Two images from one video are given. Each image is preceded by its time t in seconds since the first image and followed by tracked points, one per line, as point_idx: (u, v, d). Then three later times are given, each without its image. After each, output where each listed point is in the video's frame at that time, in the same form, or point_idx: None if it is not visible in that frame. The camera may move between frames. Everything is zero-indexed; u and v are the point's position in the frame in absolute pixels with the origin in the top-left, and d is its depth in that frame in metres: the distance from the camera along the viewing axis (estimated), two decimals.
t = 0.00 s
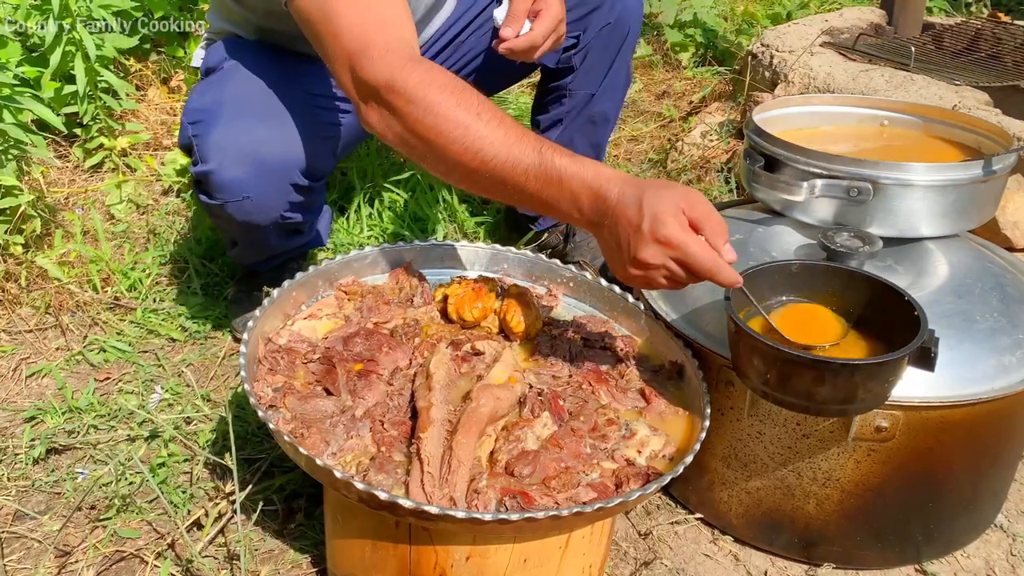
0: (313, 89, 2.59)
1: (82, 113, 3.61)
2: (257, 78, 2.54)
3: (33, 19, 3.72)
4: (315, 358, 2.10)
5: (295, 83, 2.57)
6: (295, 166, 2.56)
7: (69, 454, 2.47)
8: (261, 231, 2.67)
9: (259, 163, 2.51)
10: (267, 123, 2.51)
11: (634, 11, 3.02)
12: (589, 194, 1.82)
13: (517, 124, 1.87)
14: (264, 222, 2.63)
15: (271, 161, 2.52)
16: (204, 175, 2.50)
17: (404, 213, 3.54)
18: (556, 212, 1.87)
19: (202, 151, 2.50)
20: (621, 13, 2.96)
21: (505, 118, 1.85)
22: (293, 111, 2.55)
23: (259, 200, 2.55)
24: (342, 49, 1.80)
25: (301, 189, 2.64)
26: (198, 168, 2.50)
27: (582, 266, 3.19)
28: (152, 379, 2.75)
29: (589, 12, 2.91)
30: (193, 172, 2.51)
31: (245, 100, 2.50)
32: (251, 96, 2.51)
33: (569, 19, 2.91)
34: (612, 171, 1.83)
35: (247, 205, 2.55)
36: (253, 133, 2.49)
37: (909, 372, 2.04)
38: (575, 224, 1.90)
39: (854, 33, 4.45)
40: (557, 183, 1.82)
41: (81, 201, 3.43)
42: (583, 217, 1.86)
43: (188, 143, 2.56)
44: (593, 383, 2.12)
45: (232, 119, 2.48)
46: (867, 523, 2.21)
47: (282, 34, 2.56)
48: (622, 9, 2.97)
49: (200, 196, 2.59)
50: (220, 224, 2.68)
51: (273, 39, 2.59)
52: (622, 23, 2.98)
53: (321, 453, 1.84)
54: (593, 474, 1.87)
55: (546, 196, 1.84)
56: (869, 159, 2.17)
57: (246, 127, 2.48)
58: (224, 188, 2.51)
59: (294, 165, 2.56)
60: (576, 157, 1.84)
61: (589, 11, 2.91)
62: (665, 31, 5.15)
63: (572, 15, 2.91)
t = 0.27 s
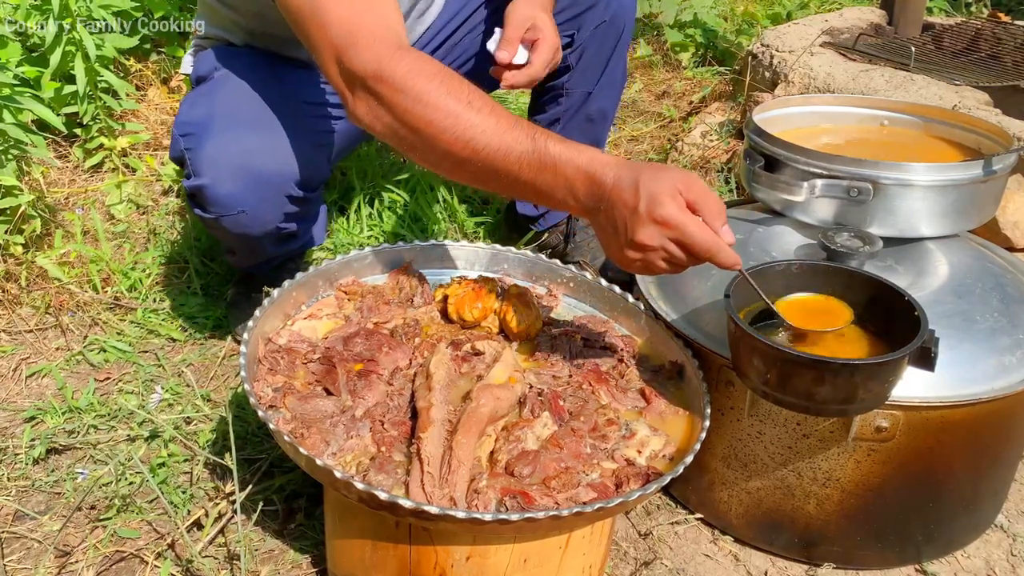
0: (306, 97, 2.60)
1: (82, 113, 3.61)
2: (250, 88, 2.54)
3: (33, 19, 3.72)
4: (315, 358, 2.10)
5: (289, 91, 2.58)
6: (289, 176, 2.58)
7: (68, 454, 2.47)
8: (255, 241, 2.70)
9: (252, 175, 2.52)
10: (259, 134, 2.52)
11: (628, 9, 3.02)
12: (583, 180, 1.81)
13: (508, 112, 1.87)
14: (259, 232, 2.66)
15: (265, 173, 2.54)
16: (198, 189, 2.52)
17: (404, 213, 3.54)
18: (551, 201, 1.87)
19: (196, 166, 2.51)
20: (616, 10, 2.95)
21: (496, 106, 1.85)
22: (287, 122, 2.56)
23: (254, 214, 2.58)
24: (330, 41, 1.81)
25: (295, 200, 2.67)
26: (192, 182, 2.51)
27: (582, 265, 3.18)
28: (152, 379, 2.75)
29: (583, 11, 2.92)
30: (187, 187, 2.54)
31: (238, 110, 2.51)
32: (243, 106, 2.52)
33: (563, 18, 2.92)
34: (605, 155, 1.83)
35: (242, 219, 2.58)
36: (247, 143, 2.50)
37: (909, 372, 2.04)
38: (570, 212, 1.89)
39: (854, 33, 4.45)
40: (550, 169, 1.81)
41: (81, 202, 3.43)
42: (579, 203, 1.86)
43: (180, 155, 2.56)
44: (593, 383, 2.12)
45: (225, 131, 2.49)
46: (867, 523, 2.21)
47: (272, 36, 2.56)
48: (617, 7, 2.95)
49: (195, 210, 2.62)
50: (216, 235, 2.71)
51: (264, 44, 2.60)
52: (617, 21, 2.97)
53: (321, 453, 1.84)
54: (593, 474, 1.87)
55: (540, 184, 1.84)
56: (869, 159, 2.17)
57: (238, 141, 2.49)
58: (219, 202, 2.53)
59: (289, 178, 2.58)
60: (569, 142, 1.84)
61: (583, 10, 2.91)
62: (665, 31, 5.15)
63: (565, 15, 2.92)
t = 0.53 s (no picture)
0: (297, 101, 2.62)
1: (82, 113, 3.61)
2: (243, 94, 2.55)
3: (33, 19, 3.72)
4: (315, 358, 2.10)
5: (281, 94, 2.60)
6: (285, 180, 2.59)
7: (69, 454, 2.47)
8: (253, 247, 2.70)
9: (248, 180, 2.53)
10: (253, 139, 2.53)
11: (621, 8, 3.01)
12: (573, 173, 1.79)
13: (497, 106, 1.87)
14: (257, 238, 2.66)
15: (261, 178, 2.54)
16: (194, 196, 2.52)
17: (404, 213, 3.54)
18: (542, 195, 1.85)
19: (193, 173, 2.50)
20: (608, 8, 2.95)
21: (485, 101, 1.85)
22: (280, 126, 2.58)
23: (252, 219, 2.59)
24: (315, 38, 1.83)
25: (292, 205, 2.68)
26: (190, 190, 2.50)
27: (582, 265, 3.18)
28: (153, 379, 2.75)
29: (575, 10, 2.93)
30: (185, 195, 2.53)
31: (231, 114, 2.52)
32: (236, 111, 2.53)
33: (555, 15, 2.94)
34: (596, 147, 1.80)
35: (240, 225, 2.58)
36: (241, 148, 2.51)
37: (910, 372, 2.04)
38: (563, 206, 1.87)
39: (854, 33, 4.45)
40: (540, 163, 1.80)
41: (82, 202, 3.44)
42: (570, 198, 1.84)
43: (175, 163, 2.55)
44: (594, 383, 2.12)
45: (219, 136, 2.49)
46: (867, 523, 2.21)
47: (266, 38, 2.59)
48: (608, 5, 2.96)
49: (193, 218, 2.61)
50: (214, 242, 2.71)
51: (253, 47, 2.63)
52: (609, 18, 2.97)
53: (322, 453, 1.84)
54: (593, 474, 1.87)
55: (531, 178, 1.82)
56: (869, 159, 2.17)
57: (234, 146, 2.50)
58: (217, 208, 2.53)
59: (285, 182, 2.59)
60: (559, 135, 1.82)
61: (574, 8, 2.93)
62: (665, 31, 5.15)
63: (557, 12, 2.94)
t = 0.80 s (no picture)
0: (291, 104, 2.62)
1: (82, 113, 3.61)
2: (233, 99, 2.56)
3: (33, 19, 3.72)
4: (315, 358, 2.10)
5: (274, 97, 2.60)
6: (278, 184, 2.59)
7: (69, 454, 2.47)
8: (247, 250, 2.71)
9: (240, 183, 2.53)
10: (244, 143, 2.53)
11: (612, 14, 2.98)
12: (565, 170, 1.78)
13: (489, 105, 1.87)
14: (250, 241, 2.66)
15: (253, 182, 2.55)
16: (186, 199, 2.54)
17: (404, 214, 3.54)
18: (535, 194, 1.85)
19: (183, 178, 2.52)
20: (598, 15, 2.93)
21: (477, 100, 1.85)
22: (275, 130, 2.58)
23: (244, 223, 2.59)
24: (306, 38, 1.84)
25: (285, 208, 2.68)
26: (180, 194, 2.52)
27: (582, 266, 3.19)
28: (153, 379, 2.75)
29: (566, 17, 2.92)
30: (175, 200, 2.54)
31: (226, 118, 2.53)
32: (230, 115, 2.54)
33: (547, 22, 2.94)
34: (589, 145, 1.79)
35: (233, 229, 2.59)
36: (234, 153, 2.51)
37: (910, 372, 2.04)
38: (556, 205, 1.86)
39: (854, 33, 4.45)
40: (532, 161, 1.79)
41: (82, 202, 3.44)
42: (564, 196, 1.82)
43: (167, 167, 2.56)
44: (594, 383, 2.12)
45: (211, 140, 2.50)
46: (868, 523, 2.21)
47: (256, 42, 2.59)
48: (599, 12, 2.93)
49: (186, 222, 2.63)
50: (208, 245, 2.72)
51: (246, 51, 2.63)
52: (600, 26, 2.94)
53: (322, 453, 1.84)
54: (593, 474, 1.87)
55: (523, 177, 1.81)
56: (869, 159, 2.17)
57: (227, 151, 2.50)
58: (208, 212, 2.54)
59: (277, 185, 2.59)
60: (553, 133, 1.81)
61: (565, 16, 2.92)
62: (665, 31, 5.15)
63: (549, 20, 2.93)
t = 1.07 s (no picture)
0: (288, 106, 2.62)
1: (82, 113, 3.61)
2: (233, 99, 2.56)
3: (33, 19, 3.72)
4: (315, 358, 2.10)
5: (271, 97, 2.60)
6: (275, 183, 2.60)
7: (69, 454, 2.47)
8: (246, 249, 2.71)
9: (239, 182, 2.54)
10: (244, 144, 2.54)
11: (614, 16, 2.97)
12: (531, 151, 1.76)
13: (455, 92, 1.86)
14: (249, 241, 2.67)
15: (251, 182, 2.56)
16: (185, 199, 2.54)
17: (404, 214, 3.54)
18: (505, 178, 1.83)
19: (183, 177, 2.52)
20: (600, 17, 2.92)
21: (442, 89, 1.85)
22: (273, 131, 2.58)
23: (243, 223, 2.60)
24: (279, 36, 1.87)
25: (284, 207, 2.68)
26: (179, 193, 2.52)
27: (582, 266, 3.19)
28: (153, 378, 2.75)
29: (568, 20, 2.91)
30: (174, 199, 2.54)
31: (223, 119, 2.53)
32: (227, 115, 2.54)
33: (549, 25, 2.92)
34: (554, 124, 1.77)
35: (231, 228, 2.59)
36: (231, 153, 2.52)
37: (910, 371, 2.04)
38: (528, 188, 1.84)
39: (854, 33, 4.45)
40: (498, 144, 1.77)
41: (82, 201, 3.44)
42: (534, 179, 1.80)
43: (167, 166, 2.57)
44: (594, 382, 2.12)
45: (210, 140, 2.51)
46: (868, 523, 2.20)
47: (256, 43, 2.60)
48: (601, 15, 2.92)
49: (184, 221, 2.63)
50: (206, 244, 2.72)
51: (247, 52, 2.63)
52: (602, 28, 2.94)
53: (322, 452, 1.84)
54: (593, 474, 1.87)
55: (491, 161, 1.80)
56: (870, 159, 2.17)
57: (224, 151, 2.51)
58: (207, 211, 2.54)
59: (275, 184, 2.60)
60: (519, 115, 1.79)
61: (568, 18, 2.91)
62: (665, 31, 5.15)
63: (550, 23, 2.92)
